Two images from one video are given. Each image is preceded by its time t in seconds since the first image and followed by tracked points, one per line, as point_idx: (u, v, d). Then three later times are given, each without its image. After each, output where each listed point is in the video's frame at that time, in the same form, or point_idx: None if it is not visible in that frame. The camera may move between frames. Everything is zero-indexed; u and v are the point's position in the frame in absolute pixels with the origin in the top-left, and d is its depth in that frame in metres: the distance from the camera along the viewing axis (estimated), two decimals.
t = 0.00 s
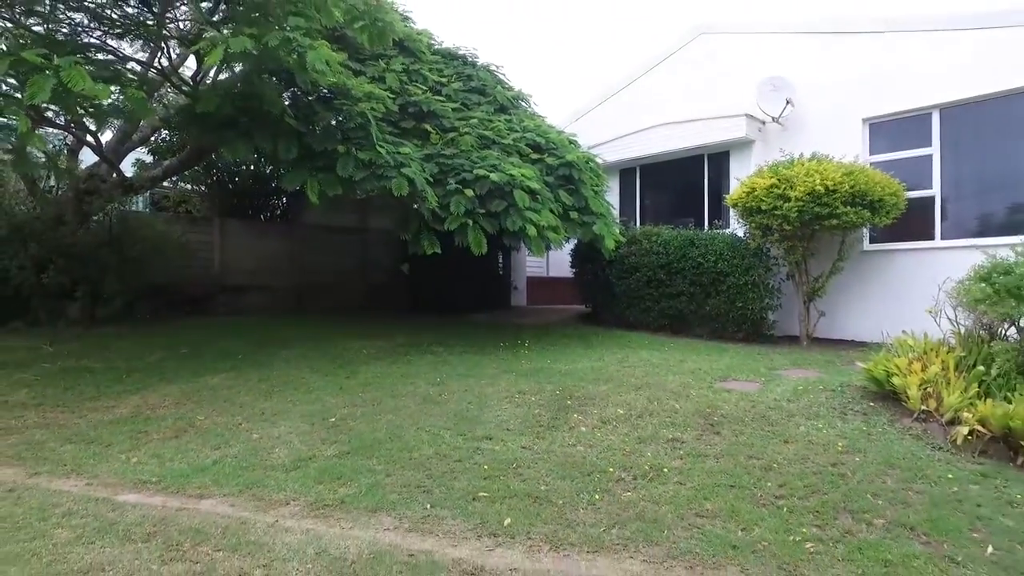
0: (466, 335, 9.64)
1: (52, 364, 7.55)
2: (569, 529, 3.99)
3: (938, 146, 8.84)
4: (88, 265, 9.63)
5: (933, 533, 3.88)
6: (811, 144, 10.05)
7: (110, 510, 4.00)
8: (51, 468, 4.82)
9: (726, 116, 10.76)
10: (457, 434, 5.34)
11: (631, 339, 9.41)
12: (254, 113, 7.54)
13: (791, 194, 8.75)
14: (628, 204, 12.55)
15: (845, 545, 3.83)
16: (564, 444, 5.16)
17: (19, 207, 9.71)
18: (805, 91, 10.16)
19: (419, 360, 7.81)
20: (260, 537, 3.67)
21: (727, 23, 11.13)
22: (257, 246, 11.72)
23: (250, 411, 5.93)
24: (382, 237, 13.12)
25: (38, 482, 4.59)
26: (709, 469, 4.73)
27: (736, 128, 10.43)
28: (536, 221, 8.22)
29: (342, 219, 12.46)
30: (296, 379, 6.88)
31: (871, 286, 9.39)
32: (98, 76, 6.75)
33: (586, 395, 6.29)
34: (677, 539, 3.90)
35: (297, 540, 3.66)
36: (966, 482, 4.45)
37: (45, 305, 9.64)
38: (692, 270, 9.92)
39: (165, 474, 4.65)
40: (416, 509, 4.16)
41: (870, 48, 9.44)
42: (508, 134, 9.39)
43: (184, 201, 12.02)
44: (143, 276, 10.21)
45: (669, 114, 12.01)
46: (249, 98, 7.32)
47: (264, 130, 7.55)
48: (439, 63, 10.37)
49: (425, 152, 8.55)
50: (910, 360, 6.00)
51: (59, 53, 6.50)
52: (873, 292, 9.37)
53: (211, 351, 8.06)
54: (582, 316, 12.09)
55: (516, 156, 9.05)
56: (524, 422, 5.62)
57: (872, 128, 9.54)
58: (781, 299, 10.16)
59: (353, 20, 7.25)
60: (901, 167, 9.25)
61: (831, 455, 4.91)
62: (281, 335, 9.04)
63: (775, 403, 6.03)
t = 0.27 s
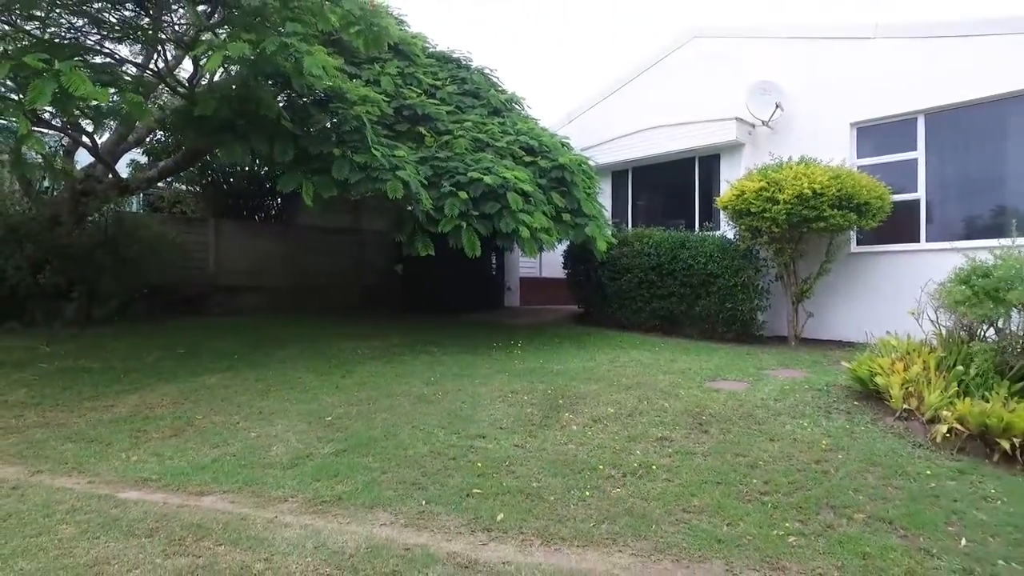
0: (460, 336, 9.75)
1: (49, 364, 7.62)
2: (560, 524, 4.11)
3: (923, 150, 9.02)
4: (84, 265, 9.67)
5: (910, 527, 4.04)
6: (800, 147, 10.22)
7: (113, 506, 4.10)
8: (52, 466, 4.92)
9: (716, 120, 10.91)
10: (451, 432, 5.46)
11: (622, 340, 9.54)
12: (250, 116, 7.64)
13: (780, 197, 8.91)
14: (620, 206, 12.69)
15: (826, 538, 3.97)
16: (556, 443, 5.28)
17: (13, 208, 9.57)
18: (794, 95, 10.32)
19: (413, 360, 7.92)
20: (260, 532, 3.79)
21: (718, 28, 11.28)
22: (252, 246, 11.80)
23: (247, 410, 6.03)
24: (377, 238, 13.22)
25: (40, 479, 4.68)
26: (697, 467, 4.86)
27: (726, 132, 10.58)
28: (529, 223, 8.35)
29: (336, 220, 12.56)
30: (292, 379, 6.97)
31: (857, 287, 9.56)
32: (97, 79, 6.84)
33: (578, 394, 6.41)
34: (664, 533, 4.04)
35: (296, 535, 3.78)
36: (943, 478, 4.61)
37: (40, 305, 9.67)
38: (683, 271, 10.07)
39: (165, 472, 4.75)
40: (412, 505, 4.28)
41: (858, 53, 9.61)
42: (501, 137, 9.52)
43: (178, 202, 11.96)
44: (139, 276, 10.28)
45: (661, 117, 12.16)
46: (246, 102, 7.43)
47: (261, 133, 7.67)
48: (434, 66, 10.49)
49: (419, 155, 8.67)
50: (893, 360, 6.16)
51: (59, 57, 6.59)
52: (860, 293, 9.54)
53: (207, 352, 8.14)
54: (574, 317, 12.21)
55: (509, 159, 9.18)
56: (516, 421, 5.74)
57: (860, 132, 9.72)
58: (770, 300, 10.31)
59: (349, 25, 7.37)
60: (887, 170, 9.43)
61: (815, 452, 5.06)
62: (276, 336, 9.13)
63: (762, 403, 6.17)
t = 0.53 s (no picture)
0: (450, 336, 9.82)
1: (40, 365, 7.63)
2: (548, 521, 4.21)
3: (905, 154, 9.19)
4: (73, 266, 9.68)
5: (888, 522, 4.17)
6: (785, 151, 10.37)
7: (108, 506, 4.15)
8: (46, 466, 4.96)
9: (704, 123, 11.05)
10: (442, 432, 5.54)
11: (611, 340, 9.65)
12: (242, 118, 7.69)
13: (766, 201, 9.04)
14: (609, 208, 12.81)
15: (807, 534, 4.09)
16: (545, 442, 5.38)
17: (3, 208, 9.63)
18: (780, 100, 10.48)
19: (404, 360, 7.99)
20: (255, 531, 3.86)
21: (705, 32, 11.43)
22: (242, 247, 11.81)
23: (239, 411, 6.08)
24: (367, 239, 13.26)
25: (34, 479, 4.73)
26: (682, 465, 4.98)
27: (713, 135, 10.72)
28: (518, 225, 8.44)
29: (326, 221, 12.59)
30: (283, 380, 7.02)
31: (841, 289, 9.72)
32: (88, 81, 6.87)
33: (566, 394, 6.51)
34: (650, 529, 4.14)
35: (290, 533, 3.85)
36: (920, 475, 4.75)
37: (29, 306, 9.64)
38: (670, 273, 10.19)
39: (159, 471, 4.80)
40: (403, 503, 4.36)
41: (842, 59, 9.78)
42: (491, 139, 9.60)
43: (168, 202, 11.98)
44: (129, 276, 10.29)
45: (649, 120, 12.29)
46: (238, 104, 7.48)
47: (252, 136, 7.73)
48: (424, 69, 10.56)
49: (410, 157, 8.74)
50: (874, 360, 6.29)
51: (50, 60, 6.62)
52: (844, 295, 9.70)
53: (197, 352, 8.17)
54: (564, 318, 12.31)
55: (499, 161, 9.26)
56: (506, 421, 5.83)
57: (844, 136, 9.88)
58: (756, 301, 10.46)
59: (340, 28, 7.43)
60: (870, 174, 9.59)
61: (798, 450, 5.18)
62: (267, 336, 9.16)
63: (747, 403, 6.29)
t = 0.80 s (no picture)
0: (437, 337, 9.86)
1: (23, 366, 7.58)
2: (535, 520, 4.26)
3: (886, 157, 9.34)
4: (57, 266, 9.64)
5: (866, 519, 4.27)
6: (769, 153, 10.50)
7: (95, 508, 4.16)
8: (31, 468, 4.94)
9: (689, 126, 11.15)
10: (429, 432, 5.58)
11: (597, 341, 9.73)
12: (229, 119, 7.69)
13: (750, 203, 9.16)
14: (595, 209, 12.89)
15: (787, 531, 4.18)
16: (531, 442, 5.44)
17: None
18: (764, 103, 10.61)
19: (391, 361, 8.02)
20: (244, 531, 3.89)
21: (691, 35, 11.54)
22: (228, 247, 11.76)
23: (227, 412, 6.08)
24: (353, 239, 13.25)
25: (19, 482, 4.71)
26: (667, 464, 5.05)
27: (698, 137, 10.83)
28: (505, 226, 8.49)
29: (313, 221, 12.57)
30: (271, 380, 7.03)
31: (823, 290, 9.87)
32: (74, 81, 6.84)
33: (553, 394, 6.57)
34: (634, 528, 4.21)
35: (279, 533, 3.89)
36: (898, 473, 4.86)
37: (11, 306, 9.57)
38: (656, 274, 10.29)
39: (147, 473, 4.81)
40: (391, 503, 4.40)
41: (824, 63, 9.92)
42: (479, 141, 9.64)
43: (153, 202, 11.89)
44: (113, 277, 10.23)
45: (635, 122, 12.38)
46: (225, 105, 7.48)
47: (239, 137, 7.73)
48: (412, 70, 10.59)
49: (397, 158, 8.77)
50: (855, 361, 6.41)
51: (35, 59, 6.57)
52: (826, 295, 9.84)
53: (183, 353, 8.14)
54: (550, 318, 12.37)
55: (486, 163, 9.31)
56: (493, 421, 5.88)
57: (826, 139, 10.02)
58: (741, 302, 10.58)
59: (328, 30, 7.45)
60: (852, 177, 9.74)
61: (780, 450, 5.27)
62: (254, 337, 9.14)
63: (730, 402, 6.39)
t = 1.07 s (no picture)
0: (425, 337, 9.86)
1: (6, 367, 7.51)
2: (522, 520, 4.30)
3: (869, 160, 9.47)
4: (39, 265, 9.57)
5: (847, 516, 4.34)
6: (754, 155, 10.61)
7: (81, 511, 4.14)
8: (15, 471, 4.91)
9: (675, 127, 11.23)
10: (417, 433, 5.61)
11: (584, 341, 9.78)
12: (216, 119, 7.67)
13: (735, 204, 9.25)
14: (583, 210, 12.95)
15: (771, 529, 4.24)
16: (519, 442, 5.47)
17: None
18: (750, 105, 10.71)
19: (379, 361, 8.02)
20: (232, 533, 3.89)
21: (678, 38, 11.62)
22: (214, 247, 11.70)
23: (214, 413, 6.07)
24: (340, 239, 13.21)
25: (4, 484, 4.68)
26: (653, 464, 5.11)
27: (685, 139, 10.91)
28: (493, 227, 8.52)
29: (300, 221, 12.52)
30: (259, 381, 7.01)
31: (807, 291, 9.98)
32: (58, 80, 6.80)
33: (540, 395, 6.61)
34: (621, 527, 4.25)
35: (267, 534, 3.89)
36: (879, 471, 4.94)
37: None
38: (643, 274, 10.35)
39: (133, 475, 4.79)
40: (380, 504, 4.42)
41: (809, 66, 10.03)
42: (467, 141, 9.66)
43: (138, 201, 11.80)
44: (97, 277, 10.15)
45: (622, 123, 12.45)
46: (212, 105, 7.45)
47: (226, 137, 7.70)
48: (400, 70, 10.59)
49: (385, 159, 8.78)
50: (838, 361, 6.50)
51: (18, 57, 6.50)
52: (810, 296, 9.96)
53: (169, 354, 8.10)
54: (537, 318, 12.42)
55: (474, 163, 9.33)
56: (481, 421, 5.91)
57: (811, 141, 10.14)
58: (726, 302, 10.67)
59: (316, 30, 7.45)
60: (836, 179, 9.86)
61: (764, 449, 5.34)
62: (240, 337, 9.11)
63: (716, 402, 6.46)
